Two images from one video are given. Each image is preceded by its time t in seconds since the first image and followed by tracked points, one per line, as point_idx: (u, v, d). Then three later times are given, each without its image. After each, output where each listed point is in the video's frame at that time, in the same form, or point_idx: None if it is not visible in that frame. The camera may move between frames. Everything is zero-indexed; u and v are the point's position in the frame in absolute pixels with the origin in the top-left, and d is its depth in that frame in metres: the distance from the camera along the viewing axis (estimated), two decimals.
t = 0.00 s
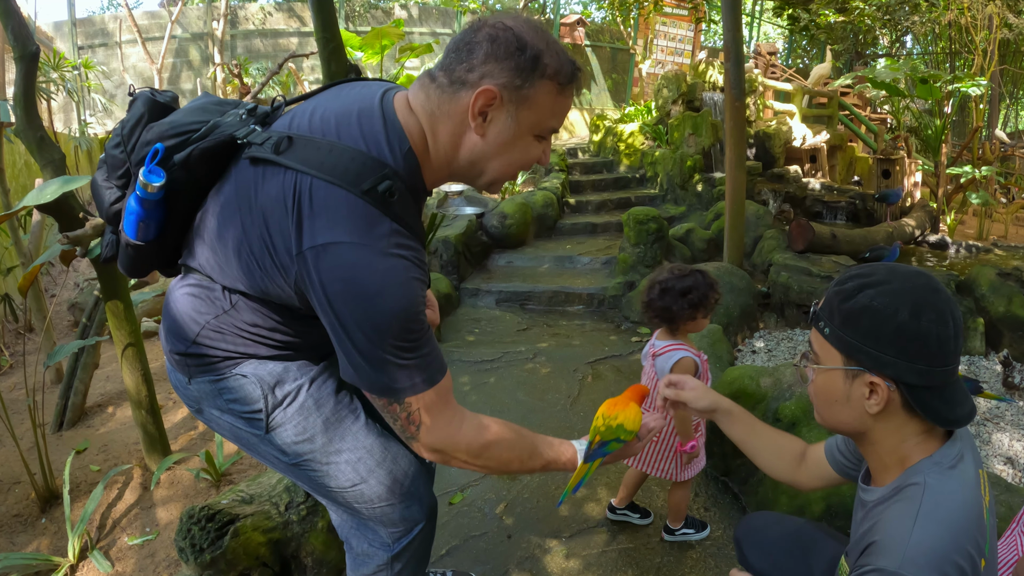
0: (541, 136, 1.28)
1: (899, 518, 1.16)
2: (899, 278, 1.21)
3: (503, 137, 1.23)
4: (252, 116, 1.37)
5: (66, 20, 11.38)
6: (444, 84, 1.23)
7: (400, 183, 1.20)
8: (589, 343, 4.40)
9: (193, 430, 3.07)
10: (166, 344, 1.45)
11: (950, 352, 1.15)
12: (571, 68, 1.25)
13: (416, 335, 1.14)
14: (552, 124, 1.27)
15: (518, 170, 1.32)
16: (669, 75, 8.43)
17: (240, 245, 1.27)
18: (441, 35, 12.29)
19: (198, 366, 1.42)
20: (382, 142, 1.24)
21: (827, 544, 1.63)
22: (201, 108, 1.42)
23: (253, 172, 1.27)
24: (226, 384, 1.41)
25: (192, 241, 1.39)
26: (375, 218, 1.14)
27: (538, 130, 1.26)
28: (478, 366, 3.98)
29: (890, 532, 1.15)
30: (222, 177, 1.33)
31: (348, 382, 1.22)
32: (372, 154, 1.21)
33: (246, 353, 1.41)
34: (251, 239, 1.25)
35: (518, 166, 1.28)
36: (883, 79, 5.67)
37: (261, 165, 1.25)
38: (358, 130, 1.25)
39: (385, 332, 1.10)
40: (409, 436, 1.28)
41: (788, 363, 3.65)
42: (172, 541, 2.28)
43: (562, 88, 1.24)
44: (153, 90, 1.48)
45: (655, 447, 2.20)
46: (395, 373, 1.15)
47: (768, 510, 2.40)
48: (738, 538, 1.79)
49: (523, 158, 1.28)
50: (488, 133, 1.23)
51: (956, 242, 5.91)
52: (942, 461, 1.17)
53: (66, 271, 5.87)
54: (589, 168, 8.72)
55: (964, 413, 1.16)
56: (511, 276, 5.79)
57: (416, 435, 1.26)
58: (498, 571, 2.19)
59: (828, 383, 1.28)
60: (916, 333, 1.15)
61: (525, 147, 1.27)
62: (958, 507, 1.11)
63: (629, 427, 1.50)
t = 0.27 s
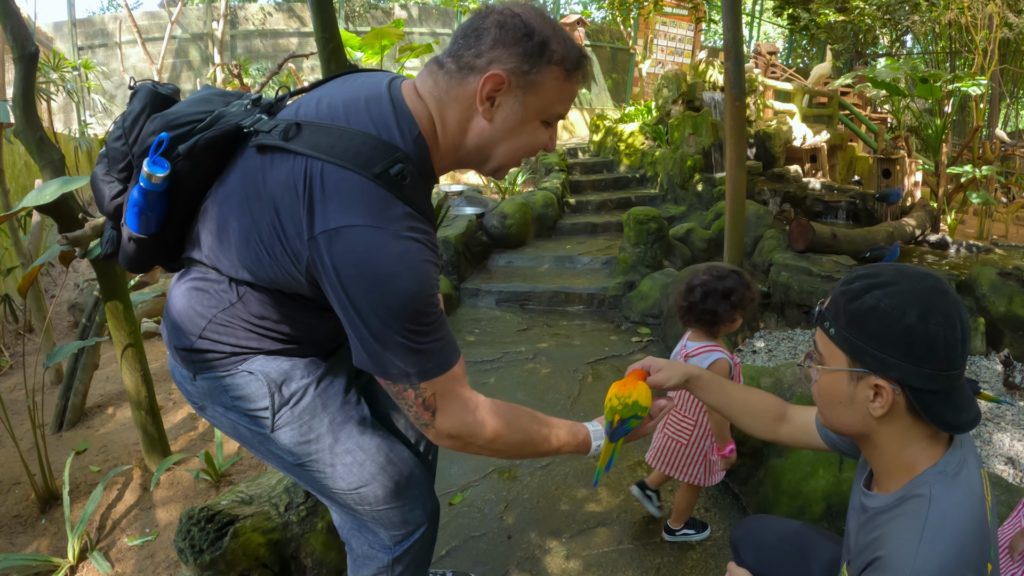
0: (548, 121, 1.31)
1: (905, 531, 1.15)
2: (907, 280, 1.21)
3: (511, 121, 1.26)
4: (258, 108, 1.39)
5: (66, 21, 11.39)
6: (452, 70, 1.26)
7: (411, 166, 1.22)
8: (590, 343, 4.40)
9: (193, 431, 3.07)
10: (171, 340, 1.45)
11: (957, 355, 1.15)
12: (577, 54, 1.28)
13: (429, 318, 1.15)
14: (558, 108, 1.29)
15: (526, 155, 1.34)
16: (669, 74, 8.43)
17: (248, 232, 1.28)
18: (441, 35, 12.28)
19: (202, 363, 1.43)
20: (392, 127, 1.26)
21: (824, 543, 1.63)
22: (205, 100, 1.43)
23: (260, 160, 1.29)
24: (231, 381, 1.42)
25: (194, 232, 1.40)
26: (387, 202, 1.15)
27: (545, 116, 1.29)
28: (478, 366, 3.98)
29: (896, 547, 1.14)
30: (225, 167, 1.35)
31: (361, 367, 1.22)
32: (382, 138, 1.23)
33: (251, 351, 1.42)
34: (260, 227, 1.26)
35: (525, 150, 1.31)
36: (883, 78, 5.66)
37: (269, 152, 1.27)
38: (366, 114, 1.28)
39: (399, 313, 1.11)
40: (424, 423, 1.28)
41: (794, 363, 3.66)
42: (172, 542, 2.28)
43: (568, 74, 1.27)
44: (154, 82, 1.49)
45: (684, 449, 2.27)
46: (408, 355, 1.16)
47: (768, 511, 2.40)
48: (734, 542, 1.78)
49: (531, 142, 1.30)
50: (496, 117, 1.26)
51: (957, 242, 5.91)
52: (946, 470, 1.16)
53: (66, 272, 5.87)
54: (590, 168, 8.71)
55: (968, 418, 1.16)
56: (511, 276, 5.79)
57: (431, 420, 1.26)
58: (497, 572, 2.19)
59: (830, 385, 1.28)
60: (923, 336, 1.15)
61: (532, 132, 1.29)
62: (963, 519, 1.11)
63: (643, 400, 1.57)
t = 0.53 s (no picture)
0: (559, 120, 1.33)
1: (906, 537, 1.15)
2: (913, 284, 1.20)
3: (523, 118, 1.27)
4: (269, 102, 1.40)
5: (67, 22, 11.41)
6: (465, 69, 1.28)
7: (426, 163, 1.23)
8: (590, 344, 4.40)
9: (193, 432, 3.07)
10: (178, 336, 1.45)
11: (959, 364, 1.14)
12: (589, 53, 1.30)
13: (443, 315, 1.16)
14: (569, 107, 1.31)
15: (537, 154, 1.36)
16: (669, 75, 8.44)
17: (260, 228, 1.28)
18: (441, 36, 12.29)
19: (210, 360, 1.43)
20: (406, 122, 1.26)
21: (824, 544, 1.63)
22: (215, 93, 1.43)
23: (271, 156, 1.29)
24: (238, 379, 1.42)
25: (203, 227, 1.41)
26: (403, 198, 1.16)
27: (557, 113, 1.30)
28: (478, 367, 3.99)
29: (896, 553, 1.14)
30: (233, 163, 1.36)
31: (374, 364, 1.23)
32: (397, 134, 1.24)
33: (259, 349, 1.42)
34: (272, 224, 1.26)
35: (536, 148, 1.32)
36: (883, 79, 5.67)
37: (281, 148, 1.27)
38: (380, 109, 1.28)
39: (415, 309, 1.12)
40: (437, 419, 1.28)
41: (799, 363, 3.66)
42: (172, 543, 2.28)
43: (580, 73, 1.29)
44: (163, 76, 1.50)
45: (694, 444, 2.27)
46: (423, 351, 1.17)
47: (768, 512, 2.40)
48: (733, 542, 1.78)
49: (543, 140, 1.31)
50: (508, 115, 1.27)
51: (956, 243, 5.92)
52: (948, 476, 1.16)
53: (67, 273, 5.88)
54: (589, 169, 8.72)
55: (969, 428, 1.16)
56: (511, 277, 5.79)
57: (443, 417, 1.27)
58: (497, 573, 2.19)
59: (832, 385, 1.30)
60: (925, 343, 1.15)
61: (544, 130, 1.30)
62: (965, 524, 1.11)
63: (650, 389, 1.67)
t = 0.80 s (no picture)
0: (570, 117, 1.34)
1: (890, 541, 1.17)
2: (888, 287, 1.20)
3: (536, 117, 1.28)
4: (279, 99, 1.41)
5: (67, 23, 11.43)
6: (478, 66, 1.28)
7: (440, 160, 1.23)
8: (589, 344, 4.41)
9: (193, 433, 3.07)
10: (185, 330, 1.44)
11: (923, 372, 1.14)
12: (599, 49, 1.30)
13: (456, 316, 1.17)
14: (581, 104, 1.32)
15: (548, 151, 1.37)
16: (668, 75, 8.47)
17: (271, 224, 1.28)
18: (441, 36, 12.29)
19: (218, 356, 1.43)
20: (420, 121, 1.26)
21: (817, 547, 1.64)
22: (223, 88, 1.43)
23: (282, 151, 1.29)
24: (246, 375, 1.42)
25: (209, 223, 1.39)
26: (418, 196, 1.16)
27: (569, 112, 1.31)
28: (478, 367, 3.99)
29: (879, 559, 1.17)
30: (242, 158, 1.35)
31: (385, 362, 1.23)
32: (411, 132, 1.24)
33: (268, 345, 1.42)
34: (285, 221, 1.26)
35: (548, 145, 1.33)
36: (882, 79, 5.68)
37: (293, 145, 1.27)
38: (393, 107, 1.28)
39: (430, 309, 1.13)
40: (448, 417, 1.28)
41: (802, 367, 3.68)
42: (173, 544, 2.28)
43: (592, 70, 1.29)
44: (168, 68, 1.48)
45: (710, 433, 2.37)
46: (435, 350, 1.17)
47: (768, 512, 2.40)
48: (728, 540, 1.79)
49: (554, 137, 1.33)
50: (521, 113, 1.28)
51: (955, 243, 5.93)
52: (934, 481, 1.17)
53: (66, 275, 5.88)
54: (588, 169, 8.73)
55: (941, 440, 1.16)
56: (510, 278, 5.79)
57: (455, 414, 1.26)
58: (497, 573, 2.19)
59: (815, 379, 1.34)
60: (889, 347, 1.16)
61: (556, 129, 1.32)
62: (948, 533, 1.12)
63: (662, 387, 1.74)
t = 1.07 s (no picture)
0: (568, 103, 1.40)
1: (870, 538, 1.18)
2: (874, 286, 1.21)
3: (535, 102, 1.35)
4: (286, 91, 1.43)
5: (59, 23, 11.38)
6: (479, 56, 1.36)
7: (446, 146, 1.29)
8: (583, 343, 4.42)
9: (187, 434, 3.06)
10: (199, 325, 1.46)
11: (906, 372, 1.14)
12: (594, 38, 1.38)
13: (465, 295, 1.22)
14: (578, 90, 1.39)
15: (548, 137, 1.43)
16: (662, 75, 8.50)
17: (284, 212, 1.32)
18: (434, 36, 12.27)
19: (232, 349, 1.45)
20: (426, 108, 1.32)
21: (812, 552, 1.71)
22: (231, 83, 1.44)
23: (294, 142, 1.33)
24: (261, 367, 1.45)
25: (220, 215, 1.40)
26: (428, 179, 1.22)
27: (566, 98, 1.38)
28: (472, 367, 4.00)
29: (858, 554, 1.18)
30: (253, 149, 1.37)
31: (396, 342, 1.27)
32: (419, 119, 1.29)
33: (282, 338, 1.46)
34: (298, 209, 1.30)
35: (548, 130, 1.39)
36: (875, 78, 5.71)
37: (304, 134, 1.31)
38: (400, 96, 1.33)
39: (442, 287, 1.18)
40: (456, 396, 1.33)
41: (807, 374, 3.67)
42: (167, 546, 2.28)
43: (587, 57, 1.37)
44: (174, 66, 1.47)
45: (715, 432, 2.40)
46: (447, 327, 1.23)
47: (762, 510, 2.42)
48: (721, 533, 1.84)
49: (553, 123, 1.39)
50: (521, 98, 1.35)
51: (948, 241, 5.97)
52: (917, 478, 1.18)
53: (58, 276, 5.85)
54: (582, 168, 8.75)
55: (921, 440, 1.16)
56: (504, 278, 5.79)
57: (465, 393, 1.32)
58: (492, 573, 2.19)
59: (803, 372, 1.36)
60: (869, 344, 1.17)
61: (555, 114, 1.39)
62: (928, 530, 1.13)
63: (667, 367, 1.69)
